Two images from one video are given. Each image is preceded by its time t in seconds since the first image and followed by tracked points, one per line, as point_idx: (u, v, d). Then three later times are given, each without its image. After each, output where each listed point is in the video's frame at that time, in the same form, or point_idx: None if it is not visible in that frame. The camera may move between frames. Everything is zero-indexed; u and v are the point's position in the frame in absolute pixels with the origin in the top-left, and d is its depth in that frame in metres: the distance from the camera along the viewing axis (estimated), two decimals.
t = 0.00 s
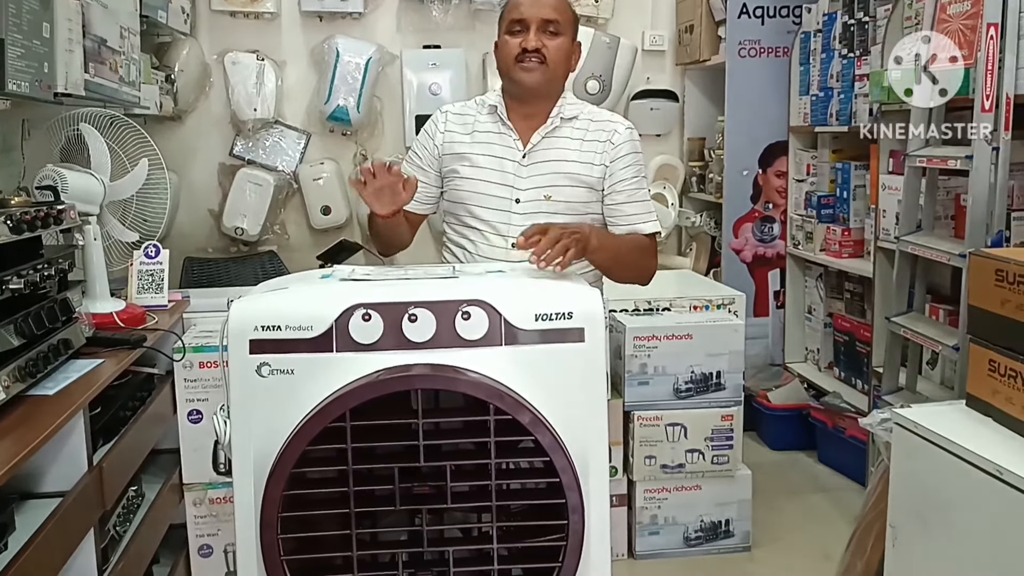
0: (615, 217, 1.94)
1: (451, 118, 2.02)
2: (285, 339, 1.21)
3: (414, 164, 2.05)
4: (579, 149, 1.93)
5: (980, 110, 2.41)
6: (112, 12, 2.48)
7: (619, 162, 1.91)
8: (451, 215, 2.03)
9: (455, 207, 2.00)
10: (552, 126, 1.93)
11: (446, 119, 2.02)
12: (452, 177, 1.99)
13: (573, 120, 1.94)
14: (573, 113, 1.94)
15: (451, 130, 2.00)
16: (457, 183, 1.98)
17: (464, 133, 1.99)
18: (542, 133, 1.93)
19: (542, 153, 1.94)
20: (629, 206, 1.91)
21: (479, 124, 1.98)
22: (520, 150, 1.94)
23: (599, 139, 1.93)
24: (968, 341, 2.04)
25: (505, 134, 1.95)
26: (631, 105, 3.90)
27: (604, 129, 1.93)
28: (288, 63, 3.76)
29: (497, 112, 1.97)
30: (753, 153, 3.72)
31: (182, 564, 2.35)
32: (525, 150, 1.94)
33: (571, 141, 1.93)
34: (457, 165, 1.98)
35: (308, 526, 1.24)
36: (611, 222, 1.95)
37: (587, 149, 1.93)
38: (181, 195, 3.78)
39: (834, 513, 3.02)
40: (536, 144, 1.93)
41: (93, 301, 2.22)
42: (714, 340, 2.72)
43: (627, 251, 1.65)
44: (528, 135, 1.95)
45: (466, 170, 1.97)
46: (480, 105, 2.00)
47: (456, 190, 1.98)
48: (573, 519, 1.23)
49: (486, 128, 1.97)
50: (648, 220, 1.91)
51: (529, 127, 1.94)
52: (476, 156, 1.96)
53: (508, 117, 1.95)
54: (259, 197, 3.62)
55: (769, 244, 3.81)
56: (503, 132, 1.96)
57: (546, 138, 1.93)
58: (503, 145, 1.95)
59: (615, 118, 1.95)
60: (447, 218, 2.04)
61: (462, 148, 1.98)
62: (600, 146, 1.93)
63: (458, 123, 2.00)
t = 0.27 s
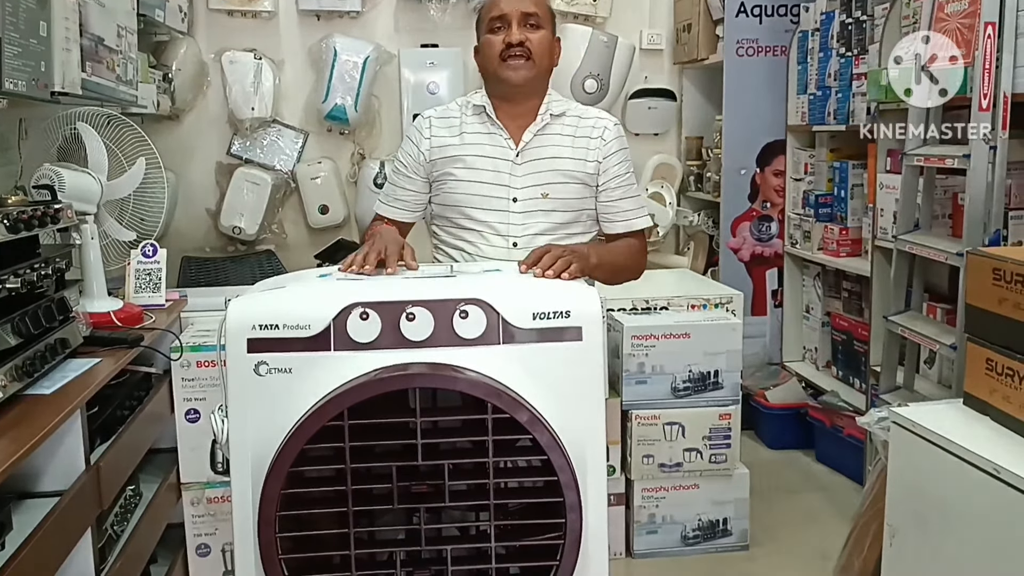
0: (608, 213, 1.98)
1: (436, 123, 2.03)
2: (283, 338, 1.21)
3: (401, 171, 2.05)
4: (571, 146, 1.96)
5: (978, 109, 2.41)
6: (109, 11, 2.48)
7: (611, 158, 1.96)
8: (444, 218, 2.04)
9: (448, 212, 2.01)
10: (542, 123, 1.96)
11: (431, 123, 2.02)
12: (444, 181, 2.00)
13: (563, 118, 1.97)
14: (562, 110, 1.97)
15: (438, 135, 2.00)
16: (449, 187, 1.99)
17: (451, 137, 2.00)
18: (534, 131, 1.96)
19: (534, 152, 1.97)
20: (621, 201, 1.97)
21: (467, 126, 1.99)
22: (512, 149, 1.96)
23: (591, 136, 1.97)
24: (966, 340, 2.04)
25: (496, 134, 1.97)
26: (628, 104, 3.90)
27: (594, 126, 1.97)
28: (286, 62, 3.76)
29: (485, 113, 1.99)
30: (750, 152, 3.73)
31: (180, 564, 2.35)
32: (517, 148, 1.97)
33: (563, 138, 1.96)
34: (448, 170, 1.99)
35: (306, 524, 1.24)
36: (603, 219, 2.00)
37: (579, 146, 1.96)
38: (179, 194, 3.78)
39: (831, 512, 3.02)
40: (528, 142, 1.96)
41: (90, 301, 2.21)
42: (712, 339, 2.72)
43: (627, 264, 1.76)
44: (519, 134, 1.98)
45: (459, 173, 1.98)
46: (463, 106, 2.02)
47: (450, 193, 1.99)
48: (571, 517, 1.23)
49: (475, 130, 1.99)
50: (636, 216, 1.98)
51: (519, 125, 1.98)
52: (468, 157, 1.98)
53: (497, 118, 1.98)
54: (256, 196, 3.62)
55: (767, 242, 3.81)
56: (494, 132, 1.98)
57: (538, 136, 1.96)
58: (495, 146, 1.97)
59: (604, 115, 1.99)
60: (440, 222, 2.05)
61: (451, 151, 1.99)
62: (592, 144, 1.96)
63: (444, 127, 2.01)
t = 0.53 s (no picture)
0: (589, 209, 2.12)
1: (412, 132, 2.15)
2: (278, 342, 1.21)
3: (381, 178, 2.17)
4: (547, 146, 2.08)
5: (971, 112, 2.42)
6: (104, 13, 2.47)
7: (586, 156, 2.09)
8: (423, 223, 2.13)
9: (427, 216, 2.11)
10: (516, 125, 2.08)
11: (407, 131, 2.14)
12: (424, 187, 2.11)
13: (536, 120, 2.09)
14: (534, 111, 2.09)
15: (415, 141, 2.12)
16: (427, 192, 2.08)
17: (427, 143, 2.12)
18: (509, 133, 2.08)
19: (511, 153, 2.08)
20: (599, 197, 2.11)
21: (442, 132, 2.11)
22: (489, 152, 2.08)
23: (566, 136, 2.09)
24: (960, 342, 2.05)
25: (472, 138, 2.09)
26: (624, 106, 3.91)
27: (568, 126, 2.10)
28: (281, 65, 3.76)
29: (458, 120, 2.11)
30: (745, 154, 3.73)
31: (175, 567, 2.35)
32: (494, 151, 2.08)
33: (538, 139, 2.08)
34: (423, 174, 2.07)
35: (301, 527, 1.24)
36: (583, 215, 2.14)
37: (555, 145, 2.08)
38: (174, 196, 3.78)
39: (826, 513, 3.03)
40: (504, 144, 2.07)
41: (86, 303, 2.22)
42: (707, 341, 2.73)
43: (620, 261, 1.90)
44: (494, 137, 2.09)
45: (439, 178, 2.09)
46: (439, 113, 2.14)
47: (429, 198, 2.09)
48: (565, 519, 1.23)
49: (450, 136, 2.10)
50: (617, 211, 2.13)
51: (493, 127, 2.09)
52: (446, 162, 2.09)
53: (472, 123, 2.10)
54: (251, 199, 3.62)
55: (762, 244, 3.82)
56: (469, 136, 2.09)
57: (513, 138, 2.08)
58: (471, 149, 2.09)
59: (576, 115, 2.12)
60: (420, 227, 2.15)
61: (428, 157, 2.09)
62: (567, 143, 2.09)
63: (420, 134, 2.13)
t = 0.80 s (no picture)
0: (567, 210, 2.09)
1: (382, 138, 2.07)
2: (274, 344, 1.22)
3: (356, 188, 2.10)
4: (524, 147, 2.02)
5: (965, 114, 2.43)
6: (99, 16, 2.48)
7: (564, 157, 2.04)
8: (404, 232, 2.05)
9: (408, 225, 2.03)
10: (491, 126, 2.01)
11: (378, 137, 2.07)
12: (401, 196, 2.04)
13: (509, 121, 2.03)
14: (507, 111, 2.03)
15: (388, 148, 2.05)
16: (407, 201, 2.02)
17: (401, 150, 2.05)
18: (484, 135, 2.01)
19: (487, 156, 2.01)
20: (575, 198, 2.07)
21: (414, 137, 2.03)
22: (466, 156, 2.00)
23: (542, 136, 2.04)
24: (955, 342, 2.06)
25: (446, 142, 2.01)
26: (619, 108, 3.92)
27: (542, 125, 2.05)
28: (277, 67, 3.76)
29: (431, 122, 2.03)
30: (740, 156, 3.74)
31: (171, 570, 2.35)
32: (470, 154, 2.01)
33: (515, 140, 2.02)
34: (404, 184, 2.03)
35: (298, 529, 1.24)
36: (563, 216, 2.10)
37: (531, 145, 2.03)
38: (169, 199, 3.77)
39: (822, 515, 3.03)
40: (480, 146, 2.00)
41: (82, 306, 2.23)
42: (703, 343, 2.73)
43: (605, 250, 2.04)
44: (469, 139, 2.02)
45: (414, 186, 2.02)
46: (408, 117, 2.06)
47: (409, 208, 2.02)
48: (562, 521, 1.23)
49: (423, 140, 2.03)
50: (593, 210, 2.11)
51: (466, 129, 2.01)
52: (422, 169, 2.02)
53: (444, 125, 2.02)
54: (247, 201, 3.61)
55: (757, 246, 3.83)
56: (443, 141, 2.02)
57: (489, 140, 2.01)
58: (447, 154, 2.01)
59: (549, 114, 2.07)
60: (400, 237, 2.07)
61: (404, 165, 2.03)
62: (544, 143, 2.04)
63: (392, 140, 2.05)
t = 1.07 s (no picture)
0: (546, 204, 2.14)
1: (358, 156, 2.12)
2: (270, 343, 1.22)
3: (335, 207, 2.15)
4: (500, 150, 2.09)
5: (960, 114, 2.44)
6: (95, 16, 2.47)
7: (538, 154, 2.10)
8: (391, 245, 2.14)
9: (395, 239, 2.11)
10: (466, 134, 2.07)
11: (354, 155, 2.11)
12: (384, 212, 2.10)
13: (483, 124, 2.09)
14: (480, 115, 2.09)
15: (366, 165, 2.10)
16: (391, 217, 2.09)
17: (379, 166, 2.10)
18: (461, 144, 2.07)
19: (466, 164, 2.08)
20: (552, 192, 2.12)
21: (391, 153, 2.09)
22: (444, 167, 2.07)
23: (517, 137, 2.10)
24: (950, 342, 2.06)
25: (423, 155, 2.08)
26: (616, 108, 3.93)
27: (515, 124, 2.11)
28: (273, 67, 3.76)
29: (405, 136, 2.09)
30: (736, 155, 3.75)
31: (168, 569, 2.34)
32: (448, 165, 2.08)
33: (491, 144, 2.09)
34: (386, 200, 2.09)
35: (294, 529, 1.24)
36: (542, 210, 2.16)
37: (507, 146, 2.09)
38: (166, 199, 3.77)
39: (818, 514, 3.04)
40: (457, 156, 2.07)
41: (78, 306, 2.22)
42: (699, 343, 2.74)
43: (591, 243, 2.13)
44: (446, 150, 2.09)
45: (397, 202, 2.08)
46: (381, 132, 2.11)
47: (394, 223, 2.10)
48: (559, 520, 1.24)
49: (401, 155, 2.09)
50: (573, 201, 2.14)
51: (442, 141, 2.08)
52: (403, 184, 2.09)
53: (420, 138, 2.08)
54: (243, 201, 3.61)
55: (754, 246, 3.83)
56: (421, 154, 2.08)
57: (466, 147, 2.08)
58: (426, 167, 2.08)
59: (522, 111, 2.12)
60: (387, 248, 2.16)
61: (384, 181, 2.09)
62: (520, 144, 2.10)
63: (369, 157, 2.11)
